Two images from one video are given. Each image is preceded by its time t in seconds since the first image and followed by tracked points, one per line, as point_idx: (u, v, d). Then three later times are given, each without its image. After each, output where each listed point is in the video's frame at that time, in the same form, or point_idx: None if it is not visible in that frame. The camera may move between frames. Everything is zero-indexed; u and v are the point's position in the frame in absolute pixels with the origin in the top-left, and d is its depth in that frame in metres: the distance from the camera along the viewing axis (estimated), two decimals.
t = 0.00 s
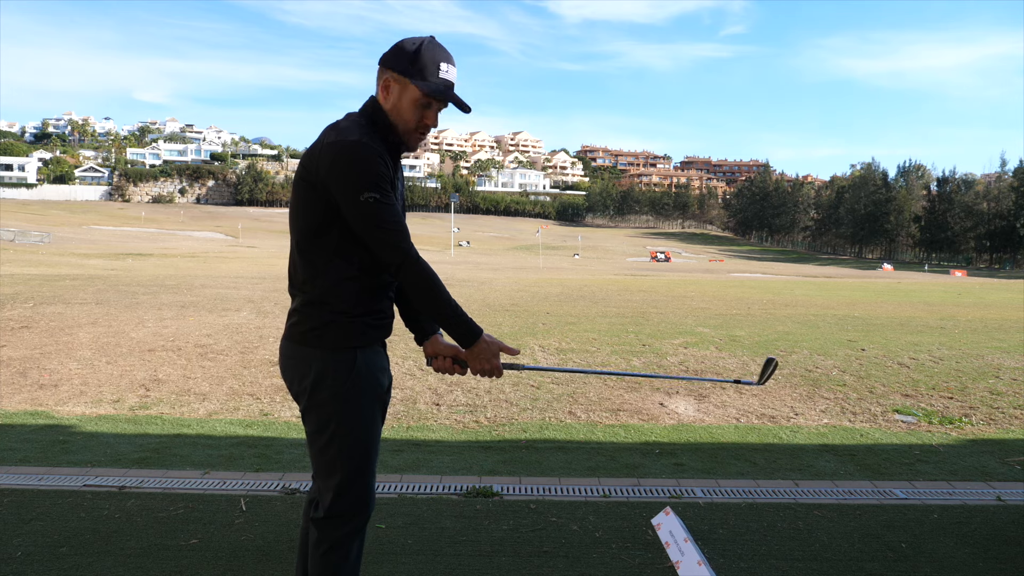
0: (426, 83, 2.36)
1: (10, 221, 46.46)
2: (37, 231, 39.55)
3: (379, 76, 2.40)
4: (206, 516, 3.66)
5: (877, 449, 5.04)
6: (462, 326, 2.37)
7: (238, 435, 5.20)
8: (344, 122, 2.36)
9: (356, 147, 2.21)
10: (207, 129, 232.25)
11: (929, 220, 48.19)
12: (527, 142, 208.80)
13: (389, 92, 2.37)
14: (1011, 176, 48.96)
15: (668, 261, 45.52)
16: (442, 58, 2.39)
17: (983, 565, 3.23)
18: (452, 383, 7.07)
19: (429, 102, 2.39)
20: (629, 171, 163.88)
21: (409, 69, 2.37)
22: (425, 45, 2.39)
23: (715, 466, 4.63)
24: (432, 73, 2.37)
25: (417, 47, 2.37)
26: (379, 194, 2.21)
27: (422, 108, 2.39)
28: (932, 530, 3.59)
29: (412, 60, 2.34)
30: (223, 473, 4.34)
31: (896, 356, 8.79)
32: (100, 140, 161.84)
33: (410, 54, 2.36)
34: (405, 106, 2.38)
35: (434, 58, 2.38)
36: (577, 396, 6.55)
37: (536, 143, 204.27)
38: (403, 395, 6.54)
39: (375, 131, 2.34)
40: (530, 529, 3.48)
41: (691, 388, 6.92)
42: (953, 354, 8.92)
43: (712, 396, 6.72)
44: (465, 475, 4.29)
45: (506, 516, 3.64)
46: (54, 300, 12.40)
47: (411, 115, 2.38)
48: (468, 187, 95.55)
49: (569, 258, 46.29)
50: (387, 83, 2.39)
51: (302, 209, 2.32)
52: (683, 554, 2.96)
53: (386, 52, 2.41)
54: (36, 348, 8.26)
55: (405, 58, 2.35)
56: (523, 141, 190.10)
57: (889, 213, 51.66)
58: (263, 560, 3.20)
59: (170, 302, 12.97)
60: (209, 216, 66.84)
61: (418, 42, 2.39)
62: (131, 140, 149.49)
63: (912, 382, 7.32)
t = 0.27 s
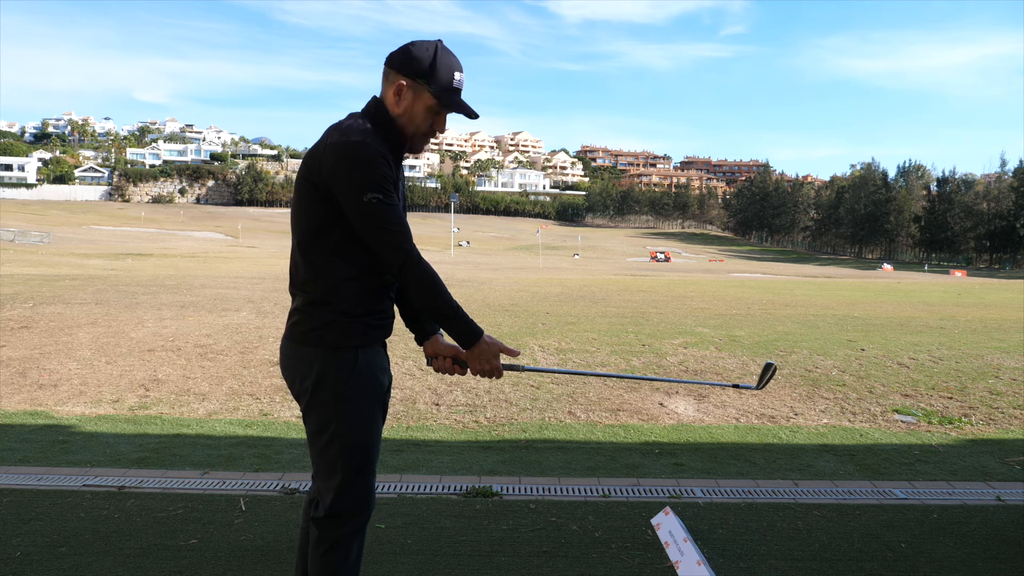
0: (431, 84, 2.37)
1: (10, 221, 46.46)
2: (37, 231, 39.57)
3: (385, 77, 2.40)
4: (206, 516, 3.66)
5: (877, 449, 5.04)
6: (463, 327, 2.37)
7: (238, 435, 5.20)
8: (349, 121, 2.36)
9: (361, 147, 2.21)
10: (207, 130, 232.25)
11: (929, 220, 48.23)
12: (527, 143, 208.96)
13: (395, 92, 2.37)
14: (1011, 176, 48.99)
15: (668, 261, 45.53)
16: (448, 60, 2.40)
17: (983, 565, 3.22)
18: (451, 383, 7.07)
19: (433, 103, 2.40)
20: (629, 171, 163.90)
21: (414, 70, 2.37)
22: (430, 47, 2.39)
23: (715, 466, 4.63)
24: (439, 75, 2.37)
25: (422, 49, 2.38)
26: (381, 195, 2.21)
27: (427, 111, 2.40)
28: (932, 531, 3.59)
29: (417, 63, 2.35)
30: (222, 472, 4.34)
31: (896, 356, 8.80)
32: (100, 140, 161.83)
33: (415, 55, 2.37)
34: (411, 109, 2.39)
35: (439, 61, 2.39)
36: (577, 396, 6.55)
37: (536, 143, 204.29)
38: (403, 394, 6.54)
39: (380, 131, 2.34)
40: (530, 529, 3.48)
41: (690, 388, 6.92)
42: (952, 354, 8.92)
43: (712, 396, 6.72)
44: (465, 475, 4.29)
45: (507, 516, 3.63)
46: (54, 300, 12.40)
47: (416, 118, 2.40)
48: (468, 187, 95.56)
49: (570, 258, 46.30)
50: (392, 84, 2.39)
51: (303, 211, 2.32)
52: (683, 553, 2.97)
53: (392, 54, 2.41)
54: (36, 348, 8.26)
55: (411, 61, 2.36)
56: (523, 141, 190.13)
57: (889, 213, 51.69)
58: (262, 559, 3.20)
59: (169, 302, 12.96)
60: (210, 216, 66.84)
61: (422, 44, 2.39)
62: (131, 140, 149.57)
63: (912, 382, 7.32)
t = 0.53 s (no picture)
0: (434, 86, 2.37)
1: (10, 221, 46.44)
2: (36, 231, 39.55)
3: (388, 78, 2.40)
4: (205, 516, 3.66)
5: (876, 449, 5.04)
6: (463, 328, 2.36)
7: (237, 435, 5.19)
8: (351, 122, 2.36)
9: (363, 147, 2.21)
10: (206, 130, 232.15)
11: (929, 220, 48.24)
12: (526, 143, 208.95)
13: (398, 93, 2.37)
14: (1010, 176, 49.00)
15: (668, 261, 45.53)
16: (452, 63, 2.40)
17: (981, 564, 3.23)
18: (451, 383, 7.06)
19: (436, 105, 2.40)
20: (628, 171, 163.92)
21: (417, 71, 2.37)
22: (435, 49, 2.39)
23: (714, 465, 4.62)
24: (442, 77, 2.37)
25: (427, 51, 2.38)
26: (382, 195, 2.21)
27: (430, 113, 2.41)
28: (930, 530, 3.59)
29: (419, 64, 2.35)
30: (221, 472, 4.33)
31: (895, 356, 8.79)
32: (100, 140, 161.67)
33: (419, 56, 2.37)
34: (414, 110, 2.39)
35: (443, 63, 2.39)
36: (576, 396, 6.55)
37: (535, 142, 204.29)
38: (402, 394, 6.53)
39: (382, 130, 2.34)
40: (529, 529, 3.48)
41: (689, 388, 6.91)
42: (952, 354, 8.91)
43: (711, 396, 6.71)
44: (464, 475, 4.29)
45: (505, 516, 3.64)
46: (53, 300, 12.38)
47: (420, 120, 2.40)
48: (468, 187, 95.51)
49: (569, 258, 46.29)
50: (395, 85, 2.38)
51: (304, 210, 2.31)
52: (681, 553, 2.98)
53: (395, 55, 2.41)
54: (35, 348, 8.25)
55: (413, 62, 2.36)
56: (523, 141, 190.14)
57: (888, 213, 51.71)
58: (261, 559, 3.20)
59: (169, 302, 12.94)
60: (209, 216, 66.83)
61: (426, 45, 2.39)
62: (131, 140, 149.52)
63: (911, 382, 7.31)
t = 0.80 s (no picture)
0: (436, 89, 2.37)
1: (10, 221, 46.46)
2: (36, 231, 39.58)
3: (390, 79, 2.41)
4: (204, 516, 3.66)
5: (875, 449, 5.04)
6: (463, 329, 2.36)
7: (236, 435, 5.19)
8: (353, 122, 2.36)
9: (364, 148, 2.21)
10: (206, 130, 232.13)
11: (928, 221, 48.30)
12: (526, 143, 209.04)
13: (401, 94, 2.37)
14: (1010, 176, 49.05)
15: (667, 261, 45.57)
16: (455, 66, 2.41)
17: (981, 564, 3.23)
18: (450, 383, 7.07)
19: (439, 107, 2.40)
20: (628, 171, 163.98)
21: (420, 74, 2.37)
22: (439, 52, 2.40)
23: (713, 466, 4.62)
24: (445, 78, 2.37)
25: (429, 54, 2.38)
26: (383, 196, 2.21)
27: (433, 118, 2.42)
28: (930, 530, 3.59)
29: (421, 65, 2.35)
30: (221, 472, 4.33)
31: (895, 356, 8.80)
32: (100, 140, 161.70)
33: (421, 59, 2.37)
34: (418, 114, 2.39)
35: (446, 65, 2.39)
36: (576, 396, 6.55)
37: (535, 142, 204.35)
38: (401, 394, 6.54)
39: (383, 131, 2.34)
40: (528, 529, 3.48)
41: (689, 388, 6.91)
42: (951, 354, 8.93)
43: (711, 396, 6.72)
44: (463, 475, 4.29)
45: (505, 516, 3.64)
46: (53, 300, 12.39)
47: (423, 123, 2.41)
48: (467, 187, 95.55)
49: (569, 258, 46.33)
50: (398, 86, 2.39)
51: (305, 210, 2.32)
52: (681, 553, 2.99)
53: (399, 57, 2.41)
54: (34, 348, 8.25)
55: (416, 63, 2.36)
56: (523, 141, 190.19)
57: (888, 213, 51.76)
58: (260, 559, 3.20)
59: (168, 302, 12.95)
60: (209, 216, 66.85)
61: (427, 48, 2.40)
62: (131, 140, 149.58)
63: (910, 382, 7.32)
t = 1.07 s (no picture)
0: (440, 93, 2.38)
1: (9, 221, 46.49)
2: (36, 231, 39.61)
3: (393, 82, 2.41)
4: (204, 516, 3.66)
5: (875, 449, 5.04)
6: (461, 331, 2.36)
7: (236, 435, 5.20)
8: (355, 123, 2.36)
9: (366, 149, 2.22)
10: (205, 130, 232.16)
11: (928, 221, 48.38)
12: (525, 143, 209.16)
13: (403, 97, 2.37)
14: (1009, 176, 49.12)
15: (667, 261, 45.60)
16: (459, 70, 2.41)
17: (981, 564, 3.23)
18: (450, 383, 7.07)
19: (441, 113, 2.40)
20: (627, 171, 164.05)
21: (423, 78, 2.37)
22: (442, 56, 2.40)
23: (713, 466, 4.62)
24: (448, 81, 2.38)
25: (433, 57, 2.39)
26: (383, 197, 2.21)
27: (435, 123, 2.42)
28: (929, 530, 3.59)
29: (424, 68, 2.36)
30: (220, 473, 4.34)
31: (894, 356, 8.81)
32: (100, 141, 161.75)
33: (424, 63, 2.38)
34: (420, 118, 2.40)
35: (450, 70, 2.40)
36: (576, 396, 6.55)
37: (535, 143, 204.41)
38: (401, 395, 6.54)
39: (385, 133, 2.34)
40: (528, 529, 3.48)
41: (688, 388, 6.91)
42: (950, 354, 8.93)
43: (710, 396, 6.72)
44: (463, 475, 4.29)
45: (505, 516, 3.64)
46: (53, 300, 12.40)
47: (425, 128, 2.41)
48: (467, 187, 95.58)
49: (568, 258, 46.37)
50: (401, 89, 2.39)
51: (305, 210, 2.32)
52: (680, 553, 3.00)
53: (402, 60, 2.42)
54: (34, 348, 8.26)
55: (418, 65, 2.36)
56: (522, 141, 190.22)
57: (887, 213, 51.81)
58: (260, 559, 3.20)
59: (168, 302, 12.96)
60: (208, 216, 66.89)
61: (430, 51, 2.41)
62: (130, 140, 149.66)
63: (910, 382, 7.33)
